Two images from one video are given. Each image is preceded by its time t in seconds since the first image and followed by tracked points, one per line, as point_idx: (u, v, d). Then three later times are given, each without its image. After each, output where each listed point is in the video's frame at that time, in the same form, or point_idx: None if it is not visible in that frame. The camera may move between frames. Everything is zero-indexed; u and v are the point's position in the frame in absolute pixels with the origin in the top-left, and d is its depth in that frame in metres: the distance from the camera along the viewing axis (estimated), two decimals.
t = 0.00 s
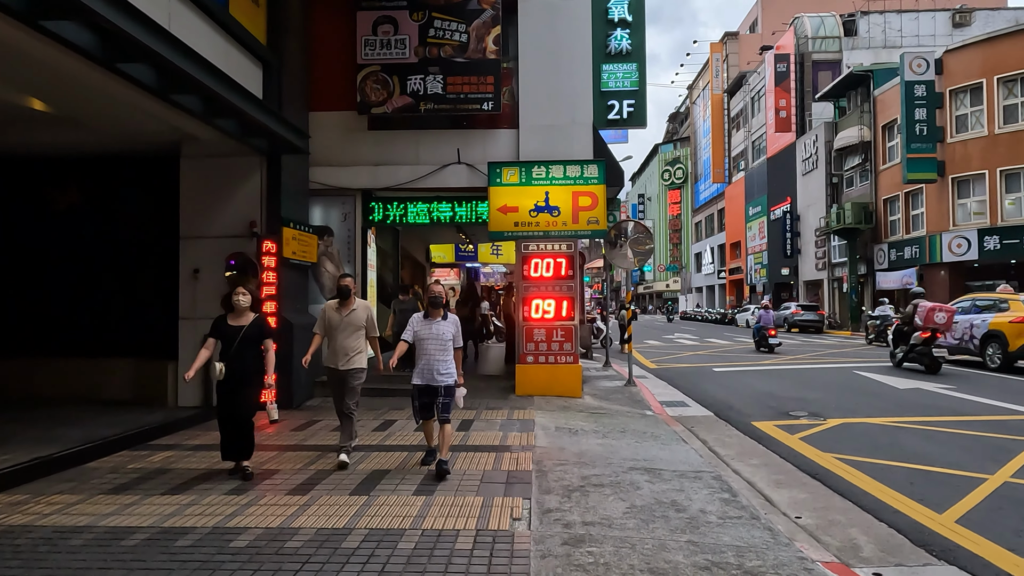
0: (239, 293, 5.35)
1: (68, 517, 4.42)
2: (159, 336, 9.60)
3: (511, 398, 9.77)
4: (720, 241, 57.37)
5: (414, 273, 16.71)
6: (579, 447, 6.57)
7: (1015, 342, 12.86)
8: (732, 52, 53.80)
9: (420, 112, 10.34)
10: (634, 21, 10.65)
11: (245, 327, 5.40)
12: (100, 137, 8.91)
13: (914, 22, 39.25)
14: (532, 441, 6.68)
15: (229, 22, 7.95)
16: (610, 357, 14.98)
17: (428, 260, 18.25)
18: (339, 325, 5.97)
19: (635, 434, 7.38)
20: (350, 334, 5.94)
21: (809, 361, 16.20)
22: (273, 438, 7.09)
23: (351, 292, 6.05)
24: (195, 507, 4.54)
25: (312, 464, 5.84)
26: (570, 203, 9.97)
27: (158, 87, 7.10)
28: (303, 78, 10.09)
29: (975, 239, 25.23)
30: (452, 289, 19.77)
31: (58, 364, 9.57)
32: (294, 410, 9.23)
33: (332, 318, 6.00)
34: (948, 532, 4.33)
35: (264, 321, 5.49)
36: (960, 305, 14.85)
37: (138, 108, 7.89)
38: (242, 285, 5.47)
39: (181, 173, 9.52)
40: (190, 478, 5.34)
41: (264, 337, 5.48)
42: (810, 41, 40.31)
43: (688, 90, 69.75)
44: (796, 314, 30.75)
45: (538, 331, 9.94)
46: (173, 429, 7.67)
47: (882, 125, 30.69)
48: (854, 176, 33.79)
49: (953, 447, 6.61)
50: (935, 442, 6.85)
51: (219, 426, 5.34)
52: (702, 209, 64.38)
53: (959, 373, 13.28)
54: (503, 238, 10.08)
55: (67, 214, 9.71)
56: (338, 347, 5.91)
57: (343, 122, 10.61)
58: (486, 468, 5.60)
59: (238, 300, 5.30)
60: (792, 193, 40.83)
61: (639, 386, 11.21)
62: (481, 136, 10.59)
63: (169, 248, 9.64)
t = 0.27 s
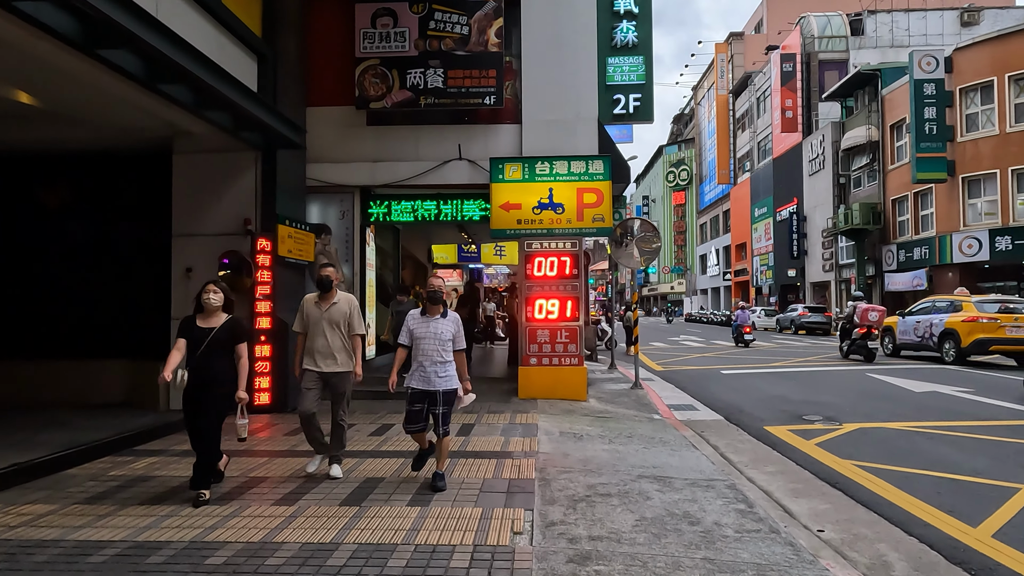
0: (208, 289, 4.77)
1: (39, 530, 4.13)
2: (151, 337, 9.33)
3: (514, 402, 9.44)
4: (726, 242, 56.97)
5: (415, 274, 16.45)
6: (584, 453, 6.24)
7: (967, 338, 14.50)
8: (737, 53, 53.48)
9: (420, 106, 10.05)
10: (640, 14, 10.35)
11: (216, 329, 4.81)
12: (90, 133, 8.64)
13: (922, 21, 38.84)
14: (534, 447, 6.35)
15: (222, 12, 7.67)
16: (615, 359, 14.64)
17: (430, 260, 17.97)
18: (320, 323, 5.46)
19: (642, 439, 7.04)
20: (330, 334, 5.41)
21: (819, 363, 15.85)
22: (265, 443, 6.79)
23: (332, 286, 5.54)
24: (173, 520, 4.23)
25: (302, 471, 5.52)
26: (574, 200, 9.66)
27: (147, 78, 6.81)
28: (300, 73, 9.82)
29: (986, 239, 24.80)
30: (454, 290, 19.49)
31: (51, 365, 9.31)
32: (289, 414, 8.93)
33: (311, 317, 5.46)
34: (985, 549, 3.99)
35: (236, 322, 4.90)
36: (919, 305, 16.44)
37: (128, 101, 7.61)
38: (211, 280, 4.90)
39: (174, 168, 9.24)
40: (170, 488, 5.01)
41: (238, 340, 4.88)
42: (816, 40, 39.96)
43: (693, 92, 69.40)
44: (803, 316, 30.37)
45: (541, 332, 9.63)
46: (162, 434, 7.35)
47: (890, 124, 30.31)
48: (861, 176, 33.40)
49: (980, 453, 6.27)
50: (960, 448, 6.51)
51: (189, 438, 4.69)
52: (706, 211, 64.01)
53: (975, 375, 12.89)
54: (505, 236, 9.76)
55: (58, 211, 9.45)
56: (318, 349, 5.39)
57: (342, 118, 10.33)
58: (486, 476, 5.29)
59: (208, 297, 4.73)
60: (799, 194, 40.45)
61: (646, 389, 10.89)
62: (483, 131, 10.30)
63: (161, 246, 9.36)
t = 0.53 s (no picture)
0: (162, 290, 4.23)
1: None
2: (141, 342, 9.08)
3: (515, 409, 9.10)
4: (730, 244, 56.54)
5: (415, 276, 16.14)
6: (587, 467, 5.88)
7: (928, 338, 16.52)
8: (742, 53, 53.09)
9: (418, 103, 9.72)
10: (645, 7, 10.00)
11: (170, 335, 4.23)
12: (72, 132, 8.33)
13: (929, 20, 38.43)
14: (534, 460, 6.00)
15: (211, 5, 7.34)
16: (619, 362, 14.30)
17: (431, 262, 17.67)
18: (283, 335, 4.65)
19: (648, 451, 6.68)
20: (296, 344, 4.60)
21: (827, 367, 15.47)
22: (252, 455, 6.46)
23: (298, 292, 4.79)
24: (141, 545, 3.91)
25: (287, 488, 5.19)
26: (577, 199, 9.32)
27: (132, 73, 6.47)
28: (294, 69, 9.50)
29: (997, 240, 24.35)
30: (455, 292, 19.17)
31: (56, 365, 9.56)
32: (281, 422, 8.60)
33: (274, 327, 4.67)
34: None
35: (193, 328, 4.32)
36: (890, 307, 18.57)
37: (114, 97, 7.27)
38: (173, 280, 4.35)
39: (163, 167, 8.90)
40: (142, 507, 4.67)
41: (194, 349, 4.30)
42: (822, 39, 39.55)
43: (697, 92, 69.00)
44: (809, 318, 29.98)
45: (543, 336, 9.29)
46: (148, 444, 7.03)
47: (898, 124, 29.88)
48: (868, 176, 33.00)
49: (1008, 467, 5.90)
50: (986, 461, 6.14)
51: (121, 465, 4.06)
52: (711, 212, 63.61)
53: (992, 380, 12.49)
54: (506, 237, 9.42)
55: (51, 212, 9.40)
56: (283, 363, 4.56)
57: (337, 115, 10.01)
58: (483, 492, 4.95)
59: (159, 301, 4.18)
60: (804, 194, 40.04)
61: (652, 395, 10.53)
62: (483, 128, 9.96)
63: (149, 248, 9.07)
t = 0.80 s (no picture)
0: (91, 292, 3.68)
1: None
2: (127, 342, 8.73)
3: (516, 414, 8.78)
4: (733, 245, 56.19)
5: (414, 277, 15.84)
6: (593, 477, 5.56)
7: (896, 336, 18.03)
8: (745, 53, 52.80)
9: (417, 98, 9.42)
10: None
11: (99, 344, 3.65)
12: (58, 128, 8.07)
13: (935, 20, 38.14)
14: (537, 470, 5.68)
15: None
16: (622, 365, 13.99)
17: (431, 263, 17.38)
18: (241, 336, 4.02)
19: (656, 460, 6.36)
20: (258, 348, 4.00)
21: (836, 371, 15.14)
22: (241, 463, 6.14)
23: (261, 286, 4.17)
24: (113, 569, 3.59)
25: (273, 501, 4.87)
26: (581, 196, 9.00)
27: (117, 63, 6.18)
28: (289, 62, 9.19)
29: (1006, 241, 23.97)
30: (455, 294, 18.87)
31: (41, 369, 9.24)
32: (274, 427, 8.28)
33: (231, 326, 4.04)
34: None
35: (129, 335, 3.75)
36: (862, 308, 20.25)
37: (100, 91, 6.98)
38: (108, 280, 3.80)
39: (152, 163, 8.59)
40: (115, 523, 4.34)
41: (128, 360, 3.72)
42: (827, 39, 39.26)
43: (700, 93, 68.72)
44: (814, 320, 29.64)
45: (546, 338, 8.96)
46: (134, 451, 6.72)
47: (904, 124, 29.55)
48: (874, 177, 32.67)
49: None
50: (1015, 472, 5.81)
51: (44, 498, 3.41)
52: (714, 213, 63.27)
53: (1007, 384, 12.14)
54: (507, 235, 9.09)
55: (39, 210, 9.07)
56: (241, 369, 3.94)
57: (333, 110, 9.71)
58: (482, 506, 4.63)
59: (86, 303, 3.61)
60: (809, 195, 39.70)
61: (658, 399, 10.21)
62: (484, 124, 9.64)
63: (138, 246, 8.77)
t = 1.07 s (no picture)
0: (17, 284, 3.05)
1: None
2: (117, 344, 8.39)
3: (521, 419, 8.48)
4: (736, 246, 55.85)
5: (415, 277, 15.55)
6: (605, 488, 5.24)
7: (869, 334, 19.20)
8: (748, 53, 52.50)
9: (418, 91, 9.10)
10: None
11: (25, 343, 2.99)
12: (51, 121, 7.72)
13: (941, 19, 37.65)
14: (545, 480, 5.36)
15: None
16: (629, 367, 13.67)
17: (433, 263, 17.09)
18: (201, 348, 3.45)
19: (670, 468, 6.05)
20: (220, 365, 3.43)
21: (847, 372, 14.89)
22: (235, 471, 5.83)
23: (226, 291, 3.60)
24: None
25: (265, 514, 4.56)
26: (589, 193, 8.69)
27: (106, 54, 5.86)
28: (286, 54, 8.89)
29: (1016, 241, 23.57)
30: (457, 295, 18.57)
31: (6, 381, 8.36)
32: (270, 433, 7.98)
33: (190, 336, 3.47)
34: None
35: (61, 331, 3.08)
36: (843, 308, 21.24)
37: (89, 82, 6.68)
38: (43, 270, 3.18)
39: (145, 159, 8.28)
40: (93, 542, 4.02)
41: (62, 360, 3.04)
42: (832, 38, 38.95)
43: (703, 93, 68.41)
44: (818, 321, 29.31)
45: (552, 340, 8.65)
46: (122, 458, 6.41)
47: (911, 123, 29.21)
48: (879, 177, 32.35)
49: None
50: None
51: None
52: (717, 214, 62.91)
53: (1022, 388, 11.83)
54: (512, 234, 8.78)
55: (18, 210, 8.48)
56: (200, 386, 3.38)
57: (332, 103, 9.41)
58: (489, 521, 4.34)
59: (7, 298, 2.99)
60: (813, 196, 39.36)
61: (666, 402, 9.90)
62: (487, 118, 9.33)
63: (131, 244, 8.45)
